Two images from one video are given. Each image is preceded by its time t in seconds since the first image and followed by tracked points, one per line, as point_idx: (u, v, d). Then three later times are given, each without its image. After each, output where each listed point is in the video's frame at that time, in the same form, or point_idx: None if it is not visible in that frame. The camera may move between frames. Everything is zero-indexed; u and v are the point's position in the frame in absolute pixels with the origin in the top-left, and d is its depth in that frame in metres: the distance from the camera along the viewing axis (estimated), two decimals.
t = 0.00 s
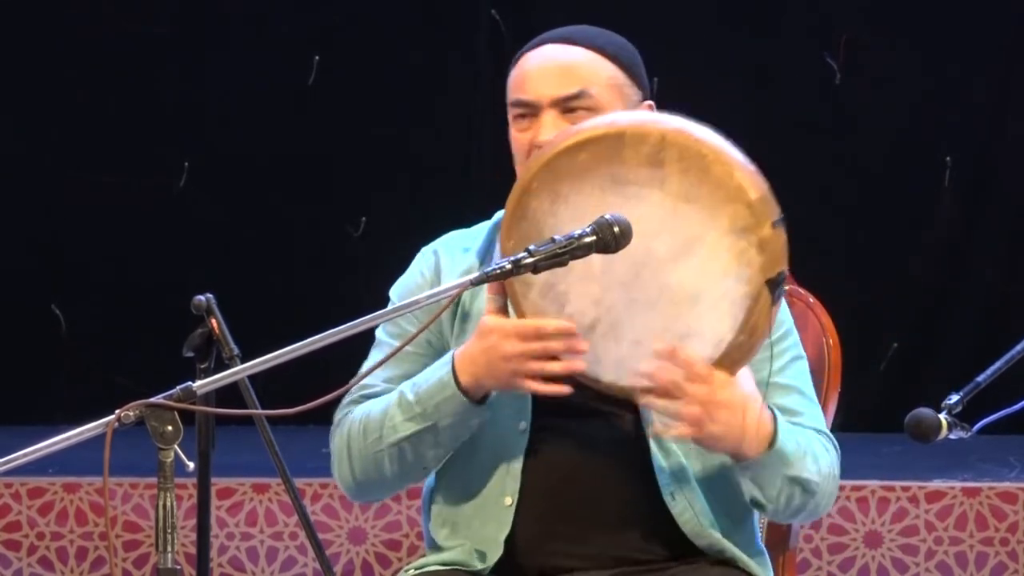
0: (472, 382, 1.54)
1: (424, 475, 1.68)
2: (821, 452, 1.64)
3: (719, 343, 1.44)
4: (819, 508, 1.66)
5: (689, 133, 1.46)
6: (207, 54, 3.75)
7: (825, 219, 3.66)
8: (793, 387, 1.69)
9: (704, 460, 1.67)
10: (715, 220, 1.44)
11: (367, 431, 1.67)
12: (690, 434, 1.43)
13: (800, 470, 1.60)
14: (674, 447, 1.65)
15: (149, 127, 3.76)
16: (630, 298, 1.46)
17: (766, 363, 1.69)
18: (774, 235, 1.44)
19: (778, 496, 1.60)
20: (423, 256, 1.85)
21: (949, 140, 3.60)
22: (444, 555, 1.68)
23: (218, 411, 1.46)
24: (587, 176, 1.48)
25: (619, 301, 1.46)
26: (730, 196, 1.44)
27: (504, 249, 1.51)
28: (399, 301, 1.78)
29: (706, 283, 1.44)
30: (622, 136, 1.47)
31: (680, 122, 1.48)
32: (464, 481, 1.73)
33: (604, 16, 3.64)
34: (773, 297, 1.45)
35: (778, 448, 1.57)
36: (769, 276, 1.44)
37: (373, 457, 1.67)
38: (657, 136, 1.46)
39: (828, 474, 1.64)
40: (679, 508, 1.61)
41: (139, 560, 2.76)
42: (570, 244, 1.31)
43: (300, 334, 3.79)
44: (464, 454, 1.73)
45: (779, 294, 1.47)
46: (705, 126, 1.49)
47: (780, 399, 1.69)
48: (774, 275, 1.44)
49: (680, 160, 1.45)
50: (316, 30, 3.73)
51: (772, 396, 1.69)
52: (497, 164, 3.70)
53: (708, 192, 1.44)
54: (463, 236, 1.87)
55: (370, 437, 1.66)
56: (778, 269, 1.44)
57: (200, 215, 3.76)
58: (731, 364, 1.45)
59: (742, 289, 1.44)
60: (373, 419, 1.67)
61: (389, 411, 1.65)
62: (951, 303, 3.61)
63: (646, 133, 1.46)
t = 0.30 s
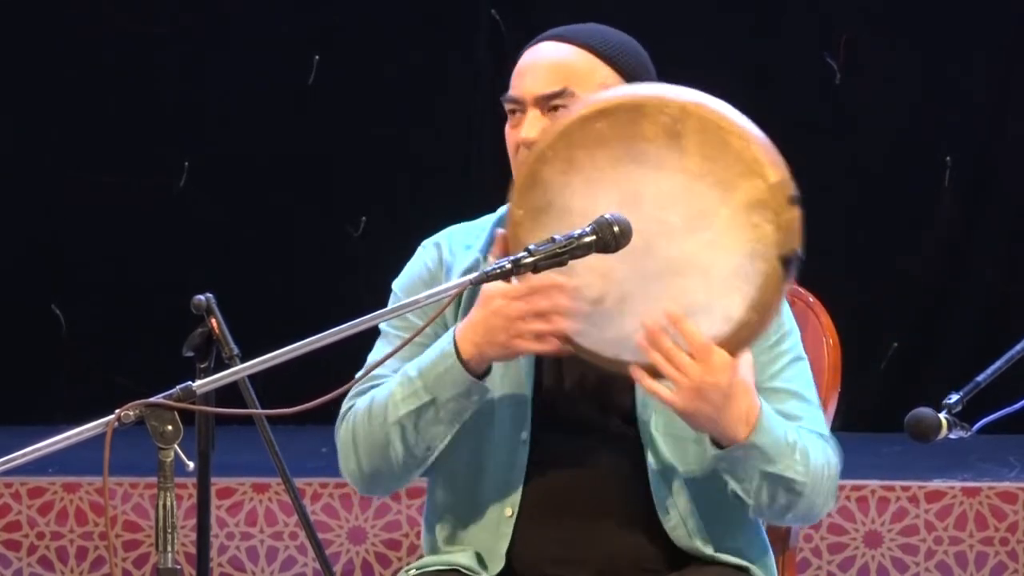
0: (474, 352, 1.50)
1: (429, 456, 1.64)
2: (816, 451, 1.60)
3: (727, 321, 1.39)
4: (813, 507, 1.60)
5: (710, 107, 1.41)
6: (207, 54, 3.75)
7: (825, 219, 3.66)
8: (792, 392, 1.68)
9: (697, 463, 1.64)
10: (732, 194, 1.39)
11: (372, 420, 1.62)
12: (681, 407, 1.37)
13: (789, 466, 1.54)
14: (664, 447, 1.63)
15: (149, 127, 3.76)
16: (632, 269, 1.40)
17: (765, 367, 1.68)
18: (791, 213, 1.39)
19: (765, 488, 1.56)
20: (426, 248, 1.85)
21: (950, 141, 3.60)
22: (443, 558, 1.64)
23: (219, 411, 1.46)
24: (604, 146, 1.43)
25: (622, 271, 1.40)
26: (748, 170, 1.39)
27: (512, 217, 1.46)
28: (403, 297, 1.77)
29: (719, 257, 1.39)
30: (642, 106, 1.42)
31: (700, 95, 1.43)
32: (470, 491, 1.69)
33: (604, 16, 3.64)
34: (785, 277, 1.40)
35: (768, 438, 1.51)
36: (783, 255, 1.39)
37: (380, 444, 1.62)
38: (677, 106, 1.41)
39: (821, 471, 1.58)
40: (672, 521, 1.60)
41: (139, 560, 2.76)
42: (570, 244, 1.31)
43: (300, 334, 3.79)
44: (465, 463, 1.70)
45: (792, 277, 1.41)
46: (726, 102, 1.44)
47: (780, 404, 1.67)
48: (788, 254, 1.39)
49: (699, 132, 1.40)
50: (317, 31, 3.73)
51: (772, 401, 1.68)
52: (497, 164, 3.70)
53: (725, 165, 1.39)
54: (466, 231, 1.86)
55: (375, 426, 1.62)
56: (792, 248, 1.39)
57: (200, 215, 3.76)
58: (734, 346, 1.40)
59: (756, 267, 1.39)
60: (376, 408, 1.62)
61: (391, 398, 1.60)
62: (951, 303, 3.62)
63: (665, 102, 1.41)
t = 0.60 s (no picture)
0: (475, 377, 1.50)
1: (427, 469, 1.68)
2: (815, 475, 1.64)
3: (736, 357, 1.46)
4: (811, 528, 1.66)
5: (727, 145, 1.47)
6: (207, 54, 3.75)
7: (825, 219, 3.66)
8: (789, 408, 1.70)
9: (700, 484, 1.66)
10: (745, 233, 1.46)
11: (370, 430, 1.65)
12: (685, 442, 1.42)
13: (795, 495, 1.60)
14: (669, 468, 1.65)
15: (149, 127, 3.76)
16: (645, 305, 1.47)
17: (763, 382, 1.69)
18: (802, 256, 1.46)
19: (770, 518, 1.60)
20: (426, 249, 1.85)
21: (950, 141, 3.60)
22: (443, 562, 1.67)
23: (219, 411, 1.46)
24: (618, 177, 1.49)
25: (634, 307, 1.47)
26: (761, 212, 1.46)
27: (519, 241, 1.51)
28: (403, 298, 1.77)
29: (730, 294, 1.46)
30: (661, 141, 1.48)
31: (717, 132, 1.49)
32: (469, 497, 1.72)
33: (604, 16, 3.64)
34: (794, 317, 1.47)
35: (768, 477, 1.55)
36: (793, 296, 1.46)
37: (376, 453, 1.65)
38: (696, 144, 1.47)
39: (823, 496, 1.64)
40: (671, 533, 1.62)
41: (139, 560, 2.76)
42: (570, 244, 1.31)
43: (300, 334, 3.78)
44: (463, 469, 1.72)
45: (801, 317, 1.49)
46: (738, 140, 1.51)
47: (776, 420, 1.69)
48: (797, 295, 1.46)
49: (714, 172, 1.47)
50: (317, 30, 3.73)
51: (769, 417, 1.69)
52: (497, 164, 3.70)
53: (740, 205, 1.46)
54: (466, 234, 1.87)
55: (372, 437, 1.65)
56: (801, 289, 1.46)
57: (200, 215, 3.77)
58: (742, 380, 1.46)
59: (766, 305, 1.46)
60: (375, 417, 1.65)
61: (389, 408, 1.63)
62: (951, 303, 3.62)
63: (684, 140, 1.47)
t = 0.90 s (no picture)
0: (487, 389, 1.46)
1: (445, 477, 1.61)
2: (818, 458, 1.60)
3: (722, 356, 1.38)
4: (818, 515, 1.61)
5: (714, 144, 1.39)
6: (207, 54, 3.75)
7: (825, 219, 3.66)
8: (787, 394, 1.65)
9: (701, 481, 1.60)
10: (730, 233, 1.38)
11: (383, 435, 1.60)
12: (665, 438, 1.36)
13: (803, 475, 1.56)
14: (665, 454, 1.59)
15: (150, 127, 3.76)
16: (634, 302, 1.39)
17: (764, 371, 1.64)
18: (786, 254, 1.38)
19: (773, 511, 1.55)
20: (420, 246, 1.84)
21: (950, 141, 3.60)
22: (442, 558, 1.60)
23: (219, 411, 1.46)
24: (601, 178, 1.41)
25: (621, 303, 1.39)
26: (749, 211, 1.38)
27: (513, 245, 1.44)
28: (398, 294, 1.76)
29: (717, 296, 1.38)
30: (643, 141, 1.41)
31: (704, 131, 1.42)
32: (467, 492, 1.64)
33: (604, 16, 3.64)
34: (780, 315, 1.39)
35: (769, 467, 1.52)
36: (778, 294, 1.38)
37: (392, 460, 1.59)
38: (681, 142, 1.40)
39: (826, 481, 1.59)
40: (673, 518, 1.54)
41: (139, 560, 2.76)
42: (571, 244, 1.31)
43: (300, 334, 3.78)
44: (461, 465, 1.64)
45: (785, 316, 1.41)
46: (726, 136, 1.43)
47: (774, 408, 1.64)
48: (781, 293, 1.38)
49: (699, 169, 1.39)
50: (318, 31, 3.73)
51: (767, 404, 1.64)
52: (497, 164, 3.70)
53: (727, 203, 1.38)
54: (459, 229, 1.86)
55: (385, 442, 1.59)
56: (786, 287, 1.38)
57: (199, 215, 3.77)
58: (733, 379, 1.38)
59: (752, 304, 1.38)
60: (390, 422, 1.59)
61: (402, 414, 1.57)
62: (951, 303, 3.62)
63: (669, 137, 1.40)
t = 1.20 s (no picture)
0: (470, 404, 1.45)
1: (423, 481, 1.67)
2: (827, 436, 1.64)
3: (726, 322, 1.41)
4: (825, 497, 1.65)
5: (668, 122, 1.40)
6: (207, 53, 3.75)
7: (825, 218, 3.66)
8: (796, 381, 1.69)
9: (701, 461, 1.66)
10: (705, 209, 1.38)
11: (363, 437, 1.64)
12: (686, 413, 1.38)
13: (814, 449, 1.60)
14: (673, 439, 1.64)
15: (149, 127, 3.76)
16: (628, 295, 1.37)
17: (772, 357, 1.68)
18: (764, 209, 1.40)
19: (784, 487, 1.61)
20: (420, 248, 1.85)
21: (950, 141, 3.60)
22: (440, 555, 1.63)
23: (219, 410, 1.46)
24: (563, 179, 1.40)
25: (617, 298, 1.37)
26: (716, 180, 1.39)
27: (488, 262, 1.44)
28: (395, 299, 1.76)
29: (706, 269, 1.38)
30: (600, 134, 1.40)
31: (654, 111, 1.42)
32: (465, 484, 1.68)
33: (604, 17, 3.64)
34: (769, 275, 1.43)
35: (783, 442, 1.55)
36: (767, 253, 1.42)
37: (369, 463, 1.64)
38: (634, 129, 1.39)
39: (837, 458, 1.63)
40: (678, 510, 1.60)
41: (139, 560, 2.76)
42: (570, 244, 1.31)
43: (300, 334, 3.78)
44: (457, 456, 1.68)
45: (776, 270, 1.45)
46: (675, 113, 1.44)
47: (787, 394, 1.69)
48: (769, 252, 1.42)
49: (661, 150, 1.39)
50: (317, 31, 3.73)
51: (781, 389, 1.70)
52: (496, 164, 3.70)
53: (695, 178, 1.38)
54: (460, 231, 1.86)
55: (365, 444, 1.64)
56: (773, 245, 1.42)
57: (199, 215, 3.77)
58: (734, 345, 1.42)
59: (741, 270, 1.40)
60: (371, 422, 1.64)
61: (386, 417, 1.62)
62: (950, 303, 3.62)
63: (622, 128, 1.39)
